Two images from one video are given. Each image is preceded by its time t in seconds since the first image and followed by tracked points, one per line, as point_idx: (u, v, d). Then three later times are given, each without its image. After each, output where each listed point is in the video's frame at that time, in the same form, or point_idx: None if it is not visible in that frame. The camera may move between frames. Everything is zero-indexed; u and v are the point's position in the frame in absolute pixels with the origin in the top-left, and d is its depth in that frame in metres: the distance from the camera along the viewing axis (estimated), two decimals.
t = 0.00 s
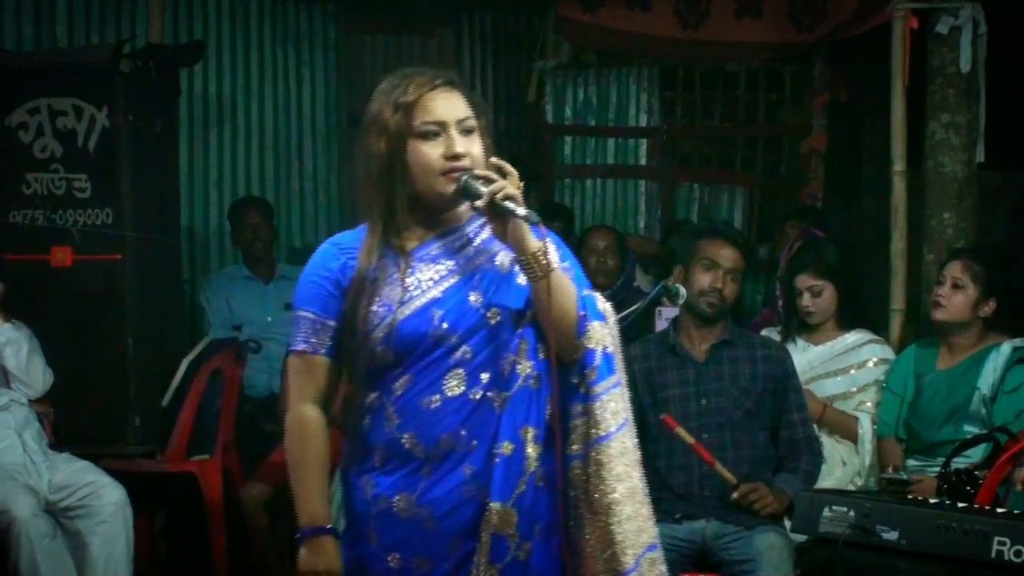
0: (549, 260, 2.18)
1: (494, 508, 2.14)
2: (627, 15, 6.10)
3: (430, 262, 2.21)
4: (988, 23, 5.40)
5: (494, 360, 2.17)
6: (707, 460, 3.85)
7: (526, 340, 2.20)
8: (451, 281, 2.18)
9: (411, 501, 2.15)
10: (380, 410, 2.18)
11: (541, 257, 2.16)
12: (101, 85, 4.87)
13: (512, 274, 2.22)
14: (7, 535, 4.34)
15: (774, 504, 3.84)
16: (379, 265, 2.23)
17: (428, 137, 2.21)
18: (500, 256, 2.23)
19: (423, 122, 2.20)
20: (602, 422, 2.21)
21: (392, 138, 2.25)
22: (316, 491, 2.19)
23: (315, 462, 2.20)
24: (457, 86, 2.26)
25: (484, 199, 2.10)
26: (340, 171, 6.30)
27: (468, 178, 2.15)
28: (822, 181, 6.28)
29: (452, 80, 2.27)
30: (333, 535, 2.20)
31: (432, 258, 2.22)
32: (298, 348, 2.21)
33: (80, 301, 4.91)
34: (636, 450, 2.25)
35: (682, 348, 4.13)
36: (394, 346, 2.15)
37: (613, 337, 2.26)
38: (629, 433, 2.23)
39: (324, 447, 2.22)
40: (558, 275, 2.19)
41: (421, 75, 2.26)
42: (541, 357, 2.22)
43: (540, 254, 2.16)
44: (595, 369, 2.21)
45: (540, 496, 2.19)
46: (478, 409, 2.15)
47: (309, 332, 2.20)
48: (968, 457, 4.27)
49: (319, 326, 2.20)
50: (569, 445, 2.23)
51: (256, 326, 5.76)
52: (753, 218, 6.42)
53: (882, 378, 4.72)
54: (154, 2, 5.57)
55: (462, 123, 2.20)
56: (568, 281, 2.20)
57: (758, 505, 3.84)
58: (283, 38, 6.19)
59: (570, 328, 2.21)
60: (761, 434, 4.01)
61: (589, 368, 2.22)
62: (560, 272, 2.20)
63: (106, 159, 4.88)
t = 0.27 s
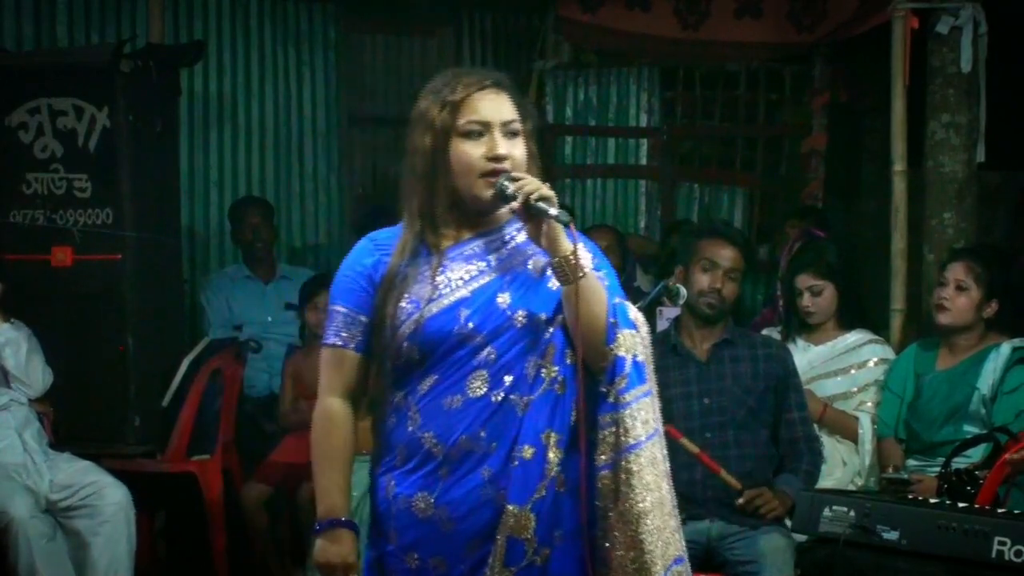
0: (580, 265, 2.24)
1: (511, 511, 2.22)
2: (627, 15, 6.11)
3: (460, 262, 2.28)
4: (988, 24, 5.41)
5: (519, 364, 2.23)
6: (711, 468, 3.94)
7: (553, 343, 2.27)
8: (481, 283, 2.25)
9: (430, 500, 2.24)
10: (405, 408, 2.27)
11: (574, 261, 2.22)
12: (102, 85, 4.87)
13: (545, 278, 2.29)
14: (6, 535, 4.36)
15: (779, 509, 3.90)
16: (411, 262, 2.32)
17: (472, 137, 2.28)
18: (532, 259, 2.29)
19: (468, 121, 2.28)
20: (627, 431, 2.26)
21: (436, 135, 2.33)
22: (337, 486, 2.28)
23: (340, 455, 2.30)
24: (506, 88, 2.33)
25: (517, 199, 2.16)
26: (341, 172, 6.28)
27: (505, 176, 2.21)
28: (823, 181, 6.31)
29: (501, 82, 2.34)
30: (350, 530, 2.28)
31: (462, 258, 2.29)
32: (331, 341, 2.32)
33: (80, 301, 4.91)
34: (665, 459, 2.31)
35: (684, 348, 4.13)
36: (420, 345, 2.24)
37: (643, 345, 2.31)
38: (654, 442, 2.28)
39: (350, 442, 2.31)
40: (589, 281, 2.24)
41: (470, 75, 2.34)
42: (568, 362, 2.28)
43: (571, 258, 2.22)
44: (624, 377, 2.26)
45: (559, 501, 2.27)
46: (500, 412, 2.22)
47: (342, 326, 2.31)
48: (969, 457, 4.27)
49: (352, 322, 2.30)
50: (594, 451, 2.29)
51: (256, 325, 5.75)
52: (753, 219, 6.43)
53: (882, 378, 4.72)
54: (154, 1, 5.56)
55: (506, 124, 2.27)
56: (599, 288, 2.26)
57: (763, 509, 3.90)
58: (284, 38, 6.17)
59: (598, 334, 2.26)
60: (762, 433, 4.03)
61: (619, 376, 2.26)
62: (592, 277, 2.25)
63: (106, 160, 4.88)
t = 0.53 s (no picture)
0: (592, 270, 2.20)
1: (507, 515, 2.20)
2: (627, 15, 6.06)
3: (478, 261, 2.30)
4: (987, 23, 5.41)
5: (527, 366, 2.23)
6: (707, 469, 3.94)
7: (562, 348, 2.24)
8: (496, 284, 2.25)
9: (429, 499, 2.25)
10: (416, 405, 2.30)
11: (583, 264, 2.19)
12: (101, 85, 4.87)
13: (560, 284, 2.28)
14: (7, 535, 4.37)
15: (777, 509, 3.91)
16: (430, 259, 2.35)
17: (502, 136, 2.30)
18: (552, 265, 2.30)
19: (499, 121, 2.30)
20: (635, 442, 2.23)
21: (468, 133, 2.35)
22: (346, 477, 2.31)
23: (351, 447, 2.32)
24: (542, 91, 2.35)
25: (537, 202, 2.17)
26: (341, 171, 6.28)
27: (530, 178, 2.23)
28: (822, 181, 6.31)
29: (537, 84, 2.36)
30: (359, 520, 2.30)
31: (480, 258, 2.30)
32: (353, 333, 2.35)
33: (80, 301, 4.90)
34: (678, 472, 2.28)
35: (682, 348, 4.13)
36: (430, 342, 2.26)
37: (657, 356, 2.26)
38: (664, 454, 2.25)
39: (365, 435, 2.34)
40: (600, 289, 2.21)
41: (507, 75, 2.36)
42: (576, 367, 2.24)
43: (583, 264, 2.19)
44: (633, 388, 2.22)
45: (559, 507, 2.24)
46: (503, 413, 2.22)
47: (365, 319, 2.34)
48: (969, 457, 4.28)
49: (373, 316, 2.34)
50: (603, 458, 2.27)
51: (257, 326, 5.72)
52: (753, 219, 6.42)
53: (882, 378, 4.74)
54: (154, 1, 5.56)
55: (538, 127, 2.29)
56: (612, 297, 2.23)
57: (761, 511, 3.90)
58: (284, 38, 6.17)
59: (607, 342, 2.23)
60: (761, 433, 4.03)
61: (627, 386, 2.23)
62: (604, 285, 2.22)
63: (107, 159, 4.88)
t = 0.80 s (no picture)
0: (584, 272, 2.14)
1: (490, 514, 2.19)
2: (628, 15, 6.14)
3: (480, 258, 2.31)
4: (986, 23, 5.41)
5: (519, 365, 2.22)
6: (710, 469, 3.92)
7: (554, 349, 2.22)
8: (493, 282, 2.26)
9: (418, 495, 2.26)
10: (413, 401, 2.32)
11: (575, 265, 2.13)
12: (102, 85, 4.87)
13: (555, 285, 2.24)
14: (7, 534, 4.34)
15: (777, 509, 3.91)
16: (435, 254, 2.37)
17: (510, 136, 2.29)
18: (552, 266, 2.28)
19: (508, 120, 2.30)
20: (616, 447, 2.17)
21: (481, 132, 2.36)
22: (348, 467, 2.35)
23: (354, 438, 2.37)
24: (558, 92, 2.34)
25: (529, 202, 2.15)
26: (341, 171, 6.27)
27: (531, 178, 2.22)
28: (823, 181, 6.32)
29: (554, 86, 2.35)
30: (362, 510, 2.34)
31: (483, 255, 2.31)
32: (362, 324, 2.39)
33: (80, 301, 4.89)
34: (665, 481, 2.20)
35: (682, 348, 4.14)
36: (426, 338, 2.28)
37: (649, 362, 2.21)
38: (648, 462, 2.18)
39: (369, 427, 2.39)
40: (590, 291, 2.15)
41: (525, 76, 2.36)
42: (566, 369, 2.22)
43: (574, 264, 2.13)
44: (618, 392, 2.17)
45: (546, 509, 2.21)
46: (492, 412, 2.22)
47: (374, 311, 2.38)
48: (969, 457, 4.28)
49: (381, 308, 2.38)
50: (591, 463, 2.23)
51: (257, 326, 5.72)
52: (753, 219, 6.41)
53: (882, 378, 4.75)
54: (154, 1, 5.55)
55: (548, 128, 2.28)
56: (603, 299, 2.17)
57: (762, 511, 3.90)
58: (284, 37, 6.17)
59: (595, 346, 2.17)
60: (761, 434, 4.04)
61: (611, 391, 2.17)
62: (597, 288, 2.16)
63: (107, 159, 4.89)
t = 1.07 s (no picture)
0: (575, 269, 2.12)
1: (485, 513, 2.19)
2: (629, 16, 6.09)
3: (477, 257, 2.31)
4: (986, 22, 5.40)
5: (514, 364, 2.22)
6: (704, 469, 3.94)
7: (545, 348, 2.19)
8: (488, 281, 2.26)
9: (416, 493, 2.27)
10: (413, 399, 2.33)
11: (565, 264, 2.11)
12: (101, 85, 4.87)
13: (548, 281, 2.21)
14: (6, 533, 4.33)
15: (775, 508, 3.90)
16: (434, 251, 2.37)
17: (507, 136, 2.29)
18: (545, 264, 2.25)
19: (507, 121, 2.30)
20: (599, 443, 2.14)
21: (481, 131, 2.37)
22: (342, 464, 2.36)
23: (353, 434, 2.39)
24: (558, 93, 2.34)
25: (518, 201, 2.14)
26: (341, 170, 6.27)
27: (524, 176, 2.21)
28: (823, 181, 6.32)
29: (555, 87, 2.35)
30: (352, 505, 2.35)
31: (480, 253, 2.31)
32: (363, 320, 2.41)
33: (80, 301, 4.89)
34: (647, 480, 2.16)
35: (682, 347, 4.14)
36: (424, 336, 2.29)
37: (638, 360, 2.17)
38: (631, 460, 2.14)
39: (365, 425, 2.40)
40: (579, 287, 2.12)
41: (527, 77, 2.36)
42: (557, 368, 2.19)
43: (564, 262, 2.11)
44: (604, 388, 2.14)
45: (537, 508, 2.19)
46: (488, 411, 2.22)
47: (374, 308, 2.39)
48: (969, 456, 4.28)
49: (381, 305, 2.39)
50: (576, 460, 2.20)
51: (257, 326, 5.72)
52: (753, 219, 6.41)
53: (882, 377, 4.75)
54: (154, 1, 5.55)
55: (545, 129, 2.28)
56: (594, 296, 2.15)
57: (759, 510, 3.90)
58: (284, 38, 6.17)
59: (584, 343, 2.15)
60: (761, 433, 4.04)
61: (599, 387, 2.15)
62: (588, 285, 2.13)
63: (107, 159, 4.88)
